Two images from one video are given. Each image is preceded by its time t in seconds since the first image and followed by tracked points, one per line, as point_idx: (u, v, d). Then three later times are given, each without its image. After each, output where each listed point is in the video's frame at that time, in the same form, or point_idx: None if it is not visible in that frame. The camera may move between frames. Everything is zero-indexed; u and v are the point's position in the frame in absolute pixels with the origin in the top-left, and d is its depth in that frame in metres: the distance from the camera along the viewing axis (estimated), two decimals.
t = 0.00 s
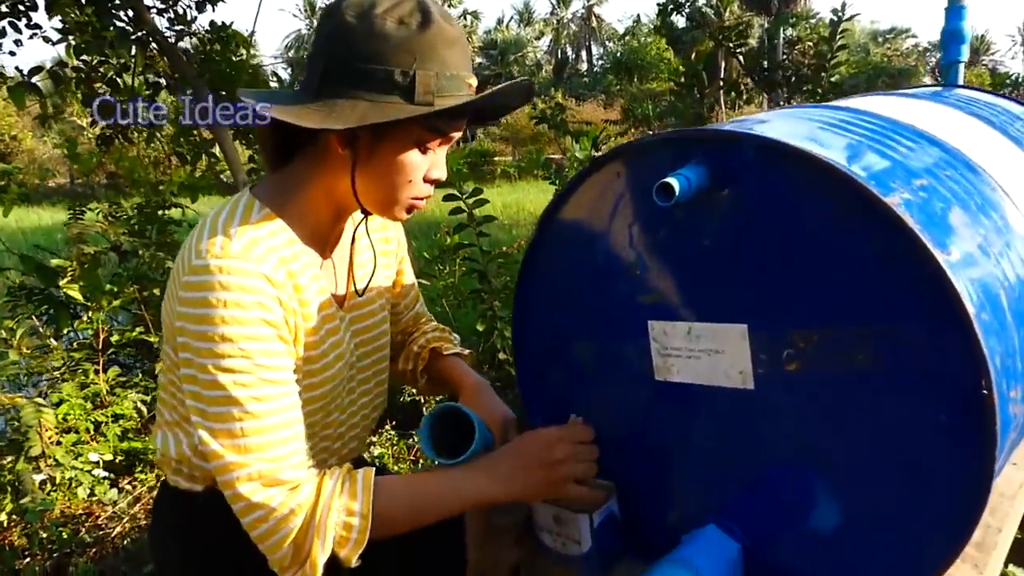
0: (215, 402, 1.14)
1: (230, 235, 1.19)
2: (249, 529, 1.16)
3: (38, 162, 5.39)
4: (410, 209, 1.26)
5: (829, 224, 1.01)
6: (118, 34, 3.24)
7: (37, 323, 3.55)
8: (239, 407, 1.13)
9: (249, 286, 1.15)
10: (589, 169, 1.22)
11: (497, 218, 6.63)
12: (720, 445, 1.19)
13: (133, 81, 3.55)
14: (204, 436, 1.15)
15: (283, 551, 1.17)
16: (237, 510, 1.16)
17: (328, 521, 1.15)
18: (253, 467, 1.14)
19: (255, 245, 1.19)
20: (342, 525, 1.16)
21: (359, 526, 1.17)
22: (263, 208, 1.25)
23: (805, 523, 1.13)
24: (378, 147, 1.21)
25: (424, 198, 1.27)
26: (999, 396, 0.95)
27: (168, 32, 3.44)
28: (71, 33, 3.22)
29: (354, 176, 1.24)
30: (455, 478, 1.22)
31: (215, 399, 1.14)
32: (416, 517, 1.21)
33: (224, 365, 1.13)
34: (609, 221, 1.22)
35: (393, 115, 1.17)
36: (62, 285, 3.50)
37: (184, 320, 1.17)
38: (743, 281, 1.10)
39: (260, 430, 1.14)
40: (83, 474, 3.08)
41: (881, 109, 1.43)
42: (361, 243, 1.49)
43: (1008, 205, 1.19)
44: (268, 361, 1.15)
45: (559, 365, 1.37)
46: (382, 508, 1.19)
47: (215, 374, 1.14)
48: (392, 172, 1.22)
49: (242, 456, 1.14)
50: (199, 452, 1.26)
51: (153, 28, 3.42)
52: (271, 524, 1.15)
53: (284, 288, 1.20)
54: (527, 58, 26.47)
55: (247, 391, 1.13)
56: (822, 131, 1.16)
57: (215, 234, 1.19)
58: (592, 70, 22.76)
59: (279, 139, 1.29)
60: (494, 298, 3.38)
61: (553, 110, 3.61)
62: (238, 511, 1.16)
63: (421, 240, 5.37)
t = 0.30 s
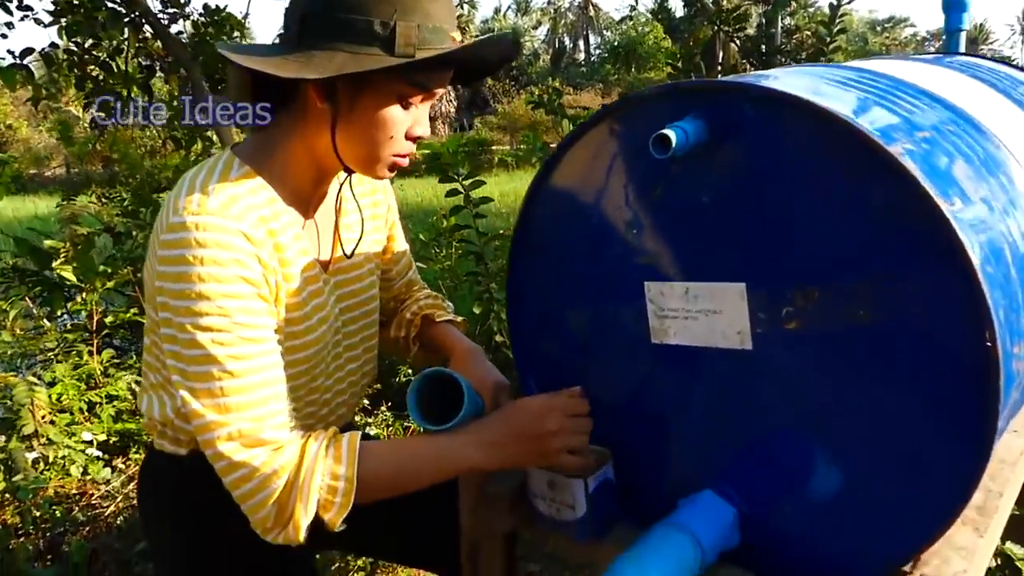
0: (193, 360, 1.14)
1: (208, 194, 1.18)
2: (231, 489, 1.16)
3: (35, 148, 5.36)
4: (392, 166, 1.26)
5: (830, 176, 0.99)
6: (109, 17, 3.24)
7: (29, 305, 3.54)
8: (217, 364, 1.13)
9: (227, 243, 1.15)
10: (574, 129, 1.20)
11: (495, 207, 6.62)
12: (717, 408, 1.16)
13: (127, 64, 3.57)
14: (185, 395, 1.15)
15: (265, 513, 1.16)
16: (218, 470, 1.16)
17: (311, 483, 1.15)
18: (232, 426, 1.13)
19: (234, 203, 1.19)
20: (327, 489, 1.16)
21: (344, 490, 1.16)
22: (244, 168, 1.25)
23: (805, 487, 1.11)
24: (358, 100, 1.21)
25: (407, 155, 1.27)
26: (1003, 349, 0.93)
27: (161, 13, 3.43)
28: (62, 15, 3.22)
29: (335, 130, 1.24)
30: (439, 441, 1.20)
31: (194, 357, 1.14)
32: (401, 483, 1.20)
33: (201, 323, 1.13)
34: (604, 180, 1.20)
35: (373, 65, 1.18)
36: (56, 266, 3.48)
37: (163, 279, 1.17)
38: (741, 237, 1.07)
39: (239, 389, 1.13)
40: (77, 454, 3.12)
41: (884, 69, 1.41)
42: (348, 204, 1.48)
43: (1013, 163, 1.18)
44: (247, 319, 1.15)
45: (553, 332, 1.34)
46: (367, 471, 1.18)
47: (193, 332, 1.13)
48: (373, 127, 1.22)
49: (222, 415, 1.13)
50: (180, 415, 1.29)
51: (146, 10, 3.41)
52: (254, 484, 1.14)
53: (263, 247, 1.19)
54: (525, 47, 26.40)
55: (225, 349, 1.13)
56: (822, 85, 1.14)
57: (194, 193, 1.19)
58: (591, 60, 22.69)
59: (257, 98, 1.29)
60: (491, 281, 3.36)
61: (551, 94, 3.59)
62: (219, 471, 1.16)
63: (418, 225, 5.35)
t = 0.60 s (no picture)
0: (187, 334, 1.15)
1: (200, 171, 1.19)
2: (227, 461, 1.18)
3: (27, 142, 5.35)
4: (379, 137, 1.30)
5: (820, 149, 1.00)
6: (103, 11, 3.22)
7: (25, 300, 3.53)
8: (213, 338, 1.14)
9: (217, 218, 1.16)
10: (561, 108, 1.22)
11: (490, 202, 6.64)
12: (708, 383, 1.18)
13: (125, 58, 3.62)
14: (180, 371, 1.16)
15: (259, 486, 1.19)
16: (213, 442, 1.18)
17: (301, 460, 1.17)
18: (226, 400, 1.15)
19: (224, 179, 1.20)
20: (317, 469, 1.18)
21: (331, 468, 1.18)
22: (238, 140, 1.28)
23: (795, 458, 1.12)
24: (339, 69, 1.24)
25: (393, 124, 1.29)
26: (988, 318, 0.94)
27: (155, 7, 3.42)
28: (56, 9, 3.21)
29: (320, 101, 1.27)
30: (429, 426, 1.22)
31: (187, 332, 1.15)
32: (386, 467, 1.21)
33: (195, 297, 1.14)
34: (598, 159, 1.20)
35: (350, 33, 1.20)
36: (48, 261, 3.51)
37: (157, 254, 1.18)
38: (731, 212, 1.08)
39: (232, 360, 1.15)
40: (73, 446, 3.10)
41: (872, 48, 1.42)
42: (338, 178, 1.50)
43: (999, 138, 1.19)
44: (238, 292, 1.16)
45: (547, 312, 1.35)
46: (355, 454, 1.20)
47: (188, 306, 1.15)
48: (355, 95, 1.25)
49: (216, 389, 1.15)
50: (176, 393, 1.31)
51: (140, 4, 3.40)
52: (248, 459, 1.16)
53: (256, 223, 1.21)
54: (520, 41, 26.41)
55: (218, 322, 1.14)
56: (810, 61, 1.16)
57: (187, 167, 1.20)
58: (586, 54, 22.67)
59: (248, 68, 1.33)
60: (487, 272, 3.38)
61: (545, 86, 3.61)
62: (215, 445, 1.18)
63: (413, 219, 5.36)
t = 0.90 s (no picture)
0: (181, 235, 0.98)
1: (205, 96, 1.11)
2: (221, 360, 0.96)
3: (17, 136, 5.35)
4: (342, 67, 1.18)
5: (801, 126, 1.03)
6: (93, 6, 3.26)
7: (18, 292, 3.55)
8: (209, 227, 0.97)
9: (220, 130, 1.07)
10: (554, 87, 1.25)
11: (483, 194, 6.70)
12: (695, 356, 1.21)
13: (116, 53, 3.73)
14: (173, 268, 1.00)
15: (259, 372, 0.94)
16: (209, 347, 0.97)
17: (283, 325, 0.89)
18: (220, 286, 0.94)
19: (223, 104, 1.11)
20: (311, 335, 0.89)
21: (322, 329, 0.89)
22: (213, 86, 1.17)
23: (780, 427, 1.15)
24: None
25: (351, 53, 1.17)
26: (961, 287, 0.98)
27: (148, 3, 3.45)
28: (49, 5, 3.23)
29: (273, 39, 1.15)
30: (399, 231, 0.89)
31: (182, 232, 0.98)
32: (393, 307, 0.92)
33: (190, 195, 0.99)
34: (586, 138, 1.24)
35: None
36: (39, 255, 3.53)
37: (152, 167, 1.06)
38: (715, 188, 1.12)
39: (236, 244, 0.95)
40: (69, 436, 3.11)
41: (854, 32, 1.45)
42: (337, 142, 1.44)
43: (975, 118, 1.22)
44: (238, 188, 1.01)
45: (537, 289, 1.38)
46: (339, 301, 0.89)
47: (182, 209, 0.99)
48: (302, 23, 1.12)
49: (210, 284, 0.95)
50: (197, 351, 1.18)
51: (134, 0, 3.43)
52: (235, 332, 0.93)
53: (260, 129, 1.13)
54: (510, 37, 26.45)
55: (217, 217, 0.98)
56: (795, 42, 1.18)
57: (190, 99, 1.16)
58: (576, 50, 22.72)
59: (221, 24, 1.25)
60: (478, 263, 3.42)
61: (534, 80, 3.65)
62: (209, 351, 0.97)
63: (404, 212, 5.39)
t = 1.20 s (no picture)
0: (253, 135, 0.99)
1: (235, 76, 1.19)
2: (309, 197, 0.90)
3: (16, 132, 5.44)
4: (349, 47, 1.24)
5: (778, 124, 1.12)
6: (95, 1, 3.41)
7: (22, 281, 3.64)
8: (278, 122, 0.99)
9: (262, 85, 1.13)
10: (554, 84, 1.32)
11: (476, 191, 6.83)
12: (683, 337, 1.30)
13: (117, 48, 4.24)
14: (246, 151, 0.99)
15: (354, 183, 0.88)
16: (298, 203, 0.90)
17: (381, 115, 0.87)
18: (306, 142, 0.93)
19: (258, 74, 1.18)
20: (414, 125, 0.87)
21: (428, 112, 0.87)
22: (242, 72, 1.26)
23: (763, 401, 1.24)
24: None
25: (358, 36, 1.23)
26: (925, 269, 1.07)
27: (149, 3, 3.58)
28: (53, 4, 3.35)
29: (287, 27, 1.23)
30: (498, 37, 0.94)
31: (252, 133, 1.00)
32: (495, 101, 0.91)
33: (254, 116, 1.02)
34: (581, 133, 1.32)
35: None
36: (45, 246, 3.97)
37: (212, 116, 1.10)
38: (700, 181, 1.21)
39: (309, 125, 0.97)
40: (74, 422, 3.22)
41: (835, 34, 1.54)
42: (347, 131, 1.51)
43: (943, 115, 1.31)
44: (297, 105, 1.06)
45: (534, 275, 1.47)
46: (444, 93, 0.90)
47: (243, 125, 1.02)
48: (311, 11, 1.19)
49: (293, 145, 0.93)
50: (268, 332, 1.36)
51: None
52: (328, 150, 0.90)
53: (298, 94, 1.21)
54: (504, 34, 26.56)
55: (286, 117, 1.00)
56: (777, 46, 1.27)
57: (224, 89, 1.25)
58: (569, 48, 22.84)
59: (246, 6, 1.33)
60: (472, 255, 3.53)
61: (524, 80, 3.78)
62: (297, 199, 0.91)
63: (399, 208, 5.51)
